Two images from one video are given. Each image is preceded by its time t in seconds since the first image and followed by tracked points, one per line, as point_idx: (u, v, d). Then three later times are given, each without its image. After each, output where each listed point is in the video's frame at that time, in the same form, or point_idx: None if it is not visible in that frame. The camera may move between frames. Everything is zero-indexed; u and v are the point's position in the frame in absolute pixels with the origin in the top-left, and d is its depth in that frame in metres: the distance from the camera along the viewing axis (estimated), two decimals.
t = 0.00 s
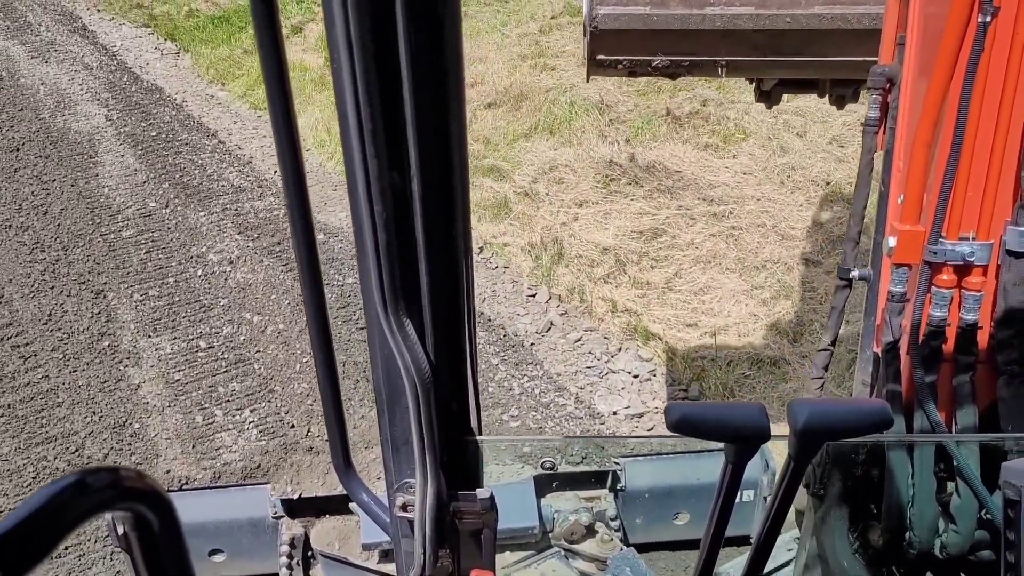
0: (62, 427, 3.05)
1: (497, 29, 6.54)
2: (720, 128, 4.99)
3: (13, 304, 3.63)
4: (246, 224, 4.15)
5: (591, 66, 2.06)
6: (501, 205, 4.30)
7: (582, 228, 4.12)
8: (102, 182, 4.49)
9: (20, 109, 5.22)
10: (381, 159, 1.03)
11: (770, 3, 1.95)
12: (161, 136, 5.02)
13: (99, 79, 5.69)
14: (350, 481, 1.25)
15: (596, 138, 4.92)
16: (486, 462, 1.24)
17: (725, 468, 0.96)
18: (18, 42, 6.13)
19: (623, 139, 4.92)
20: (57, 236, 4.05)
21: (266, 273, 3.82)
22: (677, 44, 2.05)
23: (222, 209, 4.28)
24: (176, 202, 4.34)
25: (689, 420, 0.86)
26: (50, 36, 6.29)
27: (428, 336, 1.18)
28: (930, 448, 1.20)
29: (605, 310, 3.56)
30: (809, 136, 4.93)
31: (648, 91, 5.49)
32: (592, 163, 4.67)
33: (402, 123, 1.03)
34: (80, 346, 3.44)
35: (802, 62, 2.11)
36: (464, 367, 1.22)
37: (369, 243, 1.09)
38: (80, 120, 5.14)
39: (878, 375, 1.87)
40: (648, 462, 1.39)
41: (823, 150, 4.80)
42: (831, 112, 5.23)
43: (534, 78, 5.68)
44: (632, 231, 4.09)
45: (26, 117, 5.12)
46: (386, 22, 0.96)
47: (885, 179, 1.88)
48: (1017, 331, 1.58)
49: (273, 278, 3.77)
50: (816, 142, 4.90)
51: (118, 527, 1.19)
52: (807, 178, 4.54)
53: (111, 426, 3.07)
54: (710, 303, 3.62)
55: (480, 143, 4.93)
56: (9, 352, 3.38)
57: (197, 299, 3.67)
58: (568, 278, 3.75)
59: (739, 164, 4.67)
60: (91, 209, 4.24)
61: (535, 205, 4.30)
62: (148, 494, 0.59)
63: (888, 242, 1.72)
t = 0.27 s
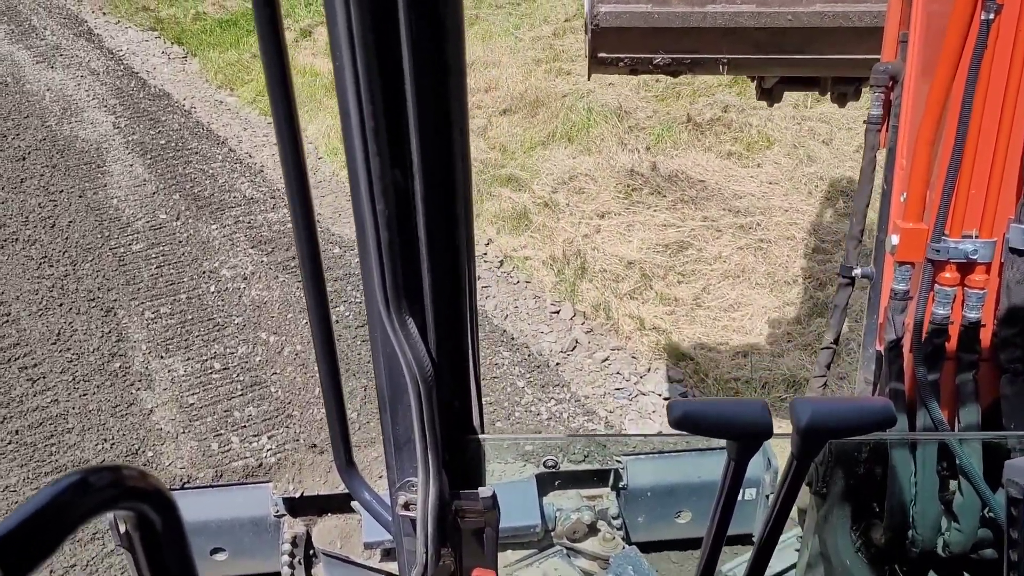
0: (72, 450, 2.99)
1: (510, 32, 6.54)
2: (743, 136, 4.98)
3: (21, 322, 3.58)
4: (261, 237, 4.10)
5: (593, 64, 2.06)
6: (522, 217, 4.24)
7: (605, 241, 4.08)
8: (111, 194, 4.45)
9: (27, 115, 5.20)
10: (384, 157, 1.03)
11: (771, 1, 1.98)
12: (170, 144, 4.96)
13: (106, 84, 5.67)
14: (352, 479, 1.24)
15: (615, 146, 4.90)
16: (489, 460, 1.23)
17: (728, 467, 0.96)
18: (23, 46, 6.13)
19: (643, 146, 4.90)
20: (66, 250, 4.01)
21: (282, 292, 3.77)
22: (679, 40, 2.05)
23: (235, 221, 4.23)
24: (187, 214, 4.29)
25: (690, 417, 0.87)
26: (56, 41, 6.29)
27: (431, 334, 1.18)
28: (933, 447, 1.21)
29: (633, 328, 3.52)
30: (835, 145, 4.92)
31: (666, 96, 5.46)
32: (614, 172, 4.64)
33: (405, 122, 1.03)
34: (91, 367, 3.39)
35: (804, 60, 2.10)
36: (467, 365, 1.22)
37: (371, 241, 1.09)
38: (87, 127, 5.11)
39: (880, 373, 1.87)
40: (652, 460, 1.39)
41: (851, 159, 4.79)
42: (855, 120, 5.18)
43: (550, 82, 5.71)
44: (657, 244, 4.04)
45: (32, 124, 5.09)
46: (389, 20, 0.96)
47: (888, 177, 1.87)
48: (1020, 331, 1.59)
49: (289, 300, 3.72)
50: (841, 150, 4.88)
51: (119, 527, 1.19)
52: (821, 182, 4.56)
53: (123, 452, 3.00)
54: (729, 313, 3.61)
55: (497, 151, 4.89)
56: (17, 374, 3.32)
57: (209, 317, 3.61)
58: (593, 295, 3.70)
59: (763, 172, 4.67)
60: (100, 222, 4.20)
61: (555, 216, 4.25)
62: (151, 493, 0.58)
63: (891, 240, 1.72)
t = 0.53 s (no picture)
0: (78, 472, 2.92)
1: (521, 38, 6.53)
2: (762, 145, 4.96)
3: (26, 341, 3.54)
4: (272, 252, 4.05)
5: (590, 66, 2.08)
6: (539, 230, 4.19)
7: (625, 255, 4.05)
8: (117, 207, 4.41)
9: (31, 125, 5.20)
10: (381, 157, 1.03)
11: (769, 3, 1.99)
12: (177, 155, 4.86)
13: (110, 92, 5.67)
14: (350, 478, 1.25)
15: (631, 155, 4.88)
16: (487, 463, 1.25)
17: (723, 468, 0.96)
18: (26, 54, 6.14)
19: (660, 156, 4.87)
20: (71, 266, 3.98)
21: (295, 309, 3.69)
22: (676, 43, 2.06)
23: (245, 235, 4.18)
24: (196, 228, 4.23)
25: (689, 422, 0.86)
26: (59, 48, 6.31)
27: (428, 333, 1.18)
28: (928, 447, 1.22)
29: (656, 347, 3.45)
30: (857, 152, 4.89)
31: (681, 104, 5.43)
32: (633, 184, 4.61)
33: (402, 121, 1.03)
34: (98, 390, 3.31)
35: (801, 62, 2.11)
36: (464, 364, 1.23)
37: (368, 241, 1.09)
38: (91, 138, 5.10)
39: (877, 374, 1.88)
40: (649, 463, 1.40)
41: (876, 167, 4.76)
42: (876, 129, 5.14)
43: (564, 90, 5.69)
44: (678, 259, 4.00)
45: (36, 134, 5.08)
46: (386, 19, 0.96)
47: (885, 179, 1.88)
48: (1015, 331, 1.59)
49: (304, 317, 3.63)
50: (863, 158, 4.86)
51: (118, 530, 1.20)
52: (831, 190, 4.55)
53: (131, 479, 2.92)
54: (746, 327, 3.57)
55: (510, 161, 4.87)
56: (22, 399, 3.26)
57: (219, 336, 3.53)
58: (615, 312, 3.64)
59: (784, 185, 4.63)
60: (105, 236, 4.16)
61: (572, 230, 4.21)
62: (148, 493, 0.59)
63: (887, 241, 1.72)
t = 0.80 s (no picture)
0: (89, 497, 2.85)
1: (535, 43, 6.50)
2: (787, 154, 4.94)
3: (34, 364, 3.46)
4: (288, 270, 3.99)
5: (592, 66, 2.10)
6: (561, 244, 4.14)
7: (651, 269, 3.98)
8: (126, 219, 4.36)
9: (36, 131, 5.17)
10: (385, 157, 1.03)
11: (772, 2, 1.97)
12: (186, 164, 4.88)
13: (117, 97, 5.65)
14: (352, 478, 1.25)
15: (653, 165, 4.86)
16: (490, 463, 1.26)
17: (728, 468, 0.96)
18: (31, 57, 6.13)
19: (683, 165, 4.85)
20: (79, 282, 3.92)
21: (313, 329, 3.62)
22: (678, 41, 2.07)
23: (259, 251, 4.12)
24: (207, 242, 4.19)
25: (693, 425, 0.86)
26: (64, 51, 6.29)
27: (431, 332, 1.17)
28: (932, 447, 1.21)
29: (689, 369, 3.38)
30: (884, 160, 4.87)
31: (701, 110, 5.42)
32: (655, 194, 4.58)
33: (406, 122, 1.03)
34: (110, 417, 3.23)
35: (804, 61, 2.10)
36: (467, 363, 1.22)
37: (371, 241, 1.09)
38: (98, 145, 5.07)
39: (881, 374, 1.87)
40: (652, 464, 1.40)
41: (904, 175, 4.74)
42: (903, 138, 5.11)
43: (580, 96, 5.68)
44: (707, 274, 3.94)
45: (42, 142, 5.05)
46: (390, 20, 0.96)
47: (889, 179, 1.87)
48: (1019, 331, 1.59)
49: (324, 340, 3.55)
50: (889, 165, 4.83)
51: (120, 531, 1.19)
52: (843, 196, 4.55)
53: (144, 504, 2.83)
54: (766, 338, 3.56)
55: (529, 171, 4.84)
56: (30, 424, 3.17)
57: (234, 357, 3.47)
58: (644, 331, 3.58)
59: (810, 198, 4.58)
60: (115, 250, 4.10)
61: (595, 243, 4.16)
62: (152, 494, 0.58)
63: (891, 241, 1.72)
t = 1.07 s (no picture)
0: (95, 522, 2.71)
1: (547, 48, 6.44)
2: (810, 166, 4.88)
3: (40, 387, 3.35)
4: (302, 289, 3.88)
5: (590, 68, 2.08)
6: (581, 260, 4.08)
7: (675, 286, 3.91)
8: (133, 233, 4.29)
9: (41, 140, 5.13)
10: (382, 160, 1.03)
11: (767, 4, 2.00)
12: (195, 175, 4.81)
13: (123, 105, 5.62)
14: (352, 482, 1.24)
15: (673, 177, 4.79)
16: (488, 465, 1.25)
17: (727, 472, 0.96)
18: (35, 63, 6.11)
19: (703, 176, 4.78)
20: (86, 300, 3.82)
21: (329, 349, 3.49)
22: (674, 43, 2.07)
23: (272, 268, 4.03)
24: (218, 258, 4.11)
25: (691, 429, 0.86)
26: (69, 57, 6.28)
27: (428, 335, 1.17)
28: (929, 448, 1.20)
29: (718, 394, 3.29)
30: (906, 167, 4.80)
31: (720, 120, 5.36)
32: (676, 208, 4.51)
33: (403, 125, 1.03)
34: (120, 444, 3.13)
35: (801, 63, 2.11)
36: (465, 366, 1.22)
37: (369, 244, 1.09)
38: (105, 156, 5.02)
39: (878, 376, 1.88)
40: (648, 466, 1.38)
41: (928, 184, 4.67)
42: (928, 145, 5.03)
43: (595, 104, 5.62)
44: (733, 292, 3.87)
45: (48, 152, 5.00)
46: (388, 23, 0.96)
47: (886, 181, 1.88)
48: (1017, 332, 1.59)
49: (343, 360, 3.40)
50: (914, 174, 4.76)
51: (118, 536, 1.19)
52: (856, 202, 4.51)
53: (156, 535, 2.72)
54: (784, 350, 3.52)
55: (545, 182, 4.77)
56: (37, 452, 3.07)
57: (247, 381, 3.38)
58: (670, 353, 3.51)
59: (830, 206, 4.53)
60: (123, 267, 4.01)
61: (616, 258, 4.09)
62: (148, 498, 0.59)
63: (888, 244, 1.73)
